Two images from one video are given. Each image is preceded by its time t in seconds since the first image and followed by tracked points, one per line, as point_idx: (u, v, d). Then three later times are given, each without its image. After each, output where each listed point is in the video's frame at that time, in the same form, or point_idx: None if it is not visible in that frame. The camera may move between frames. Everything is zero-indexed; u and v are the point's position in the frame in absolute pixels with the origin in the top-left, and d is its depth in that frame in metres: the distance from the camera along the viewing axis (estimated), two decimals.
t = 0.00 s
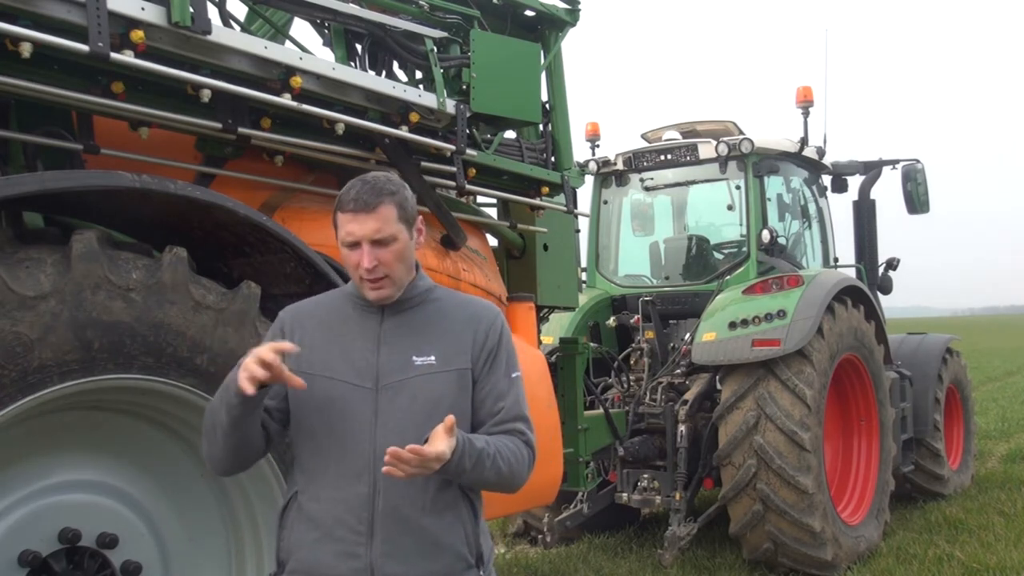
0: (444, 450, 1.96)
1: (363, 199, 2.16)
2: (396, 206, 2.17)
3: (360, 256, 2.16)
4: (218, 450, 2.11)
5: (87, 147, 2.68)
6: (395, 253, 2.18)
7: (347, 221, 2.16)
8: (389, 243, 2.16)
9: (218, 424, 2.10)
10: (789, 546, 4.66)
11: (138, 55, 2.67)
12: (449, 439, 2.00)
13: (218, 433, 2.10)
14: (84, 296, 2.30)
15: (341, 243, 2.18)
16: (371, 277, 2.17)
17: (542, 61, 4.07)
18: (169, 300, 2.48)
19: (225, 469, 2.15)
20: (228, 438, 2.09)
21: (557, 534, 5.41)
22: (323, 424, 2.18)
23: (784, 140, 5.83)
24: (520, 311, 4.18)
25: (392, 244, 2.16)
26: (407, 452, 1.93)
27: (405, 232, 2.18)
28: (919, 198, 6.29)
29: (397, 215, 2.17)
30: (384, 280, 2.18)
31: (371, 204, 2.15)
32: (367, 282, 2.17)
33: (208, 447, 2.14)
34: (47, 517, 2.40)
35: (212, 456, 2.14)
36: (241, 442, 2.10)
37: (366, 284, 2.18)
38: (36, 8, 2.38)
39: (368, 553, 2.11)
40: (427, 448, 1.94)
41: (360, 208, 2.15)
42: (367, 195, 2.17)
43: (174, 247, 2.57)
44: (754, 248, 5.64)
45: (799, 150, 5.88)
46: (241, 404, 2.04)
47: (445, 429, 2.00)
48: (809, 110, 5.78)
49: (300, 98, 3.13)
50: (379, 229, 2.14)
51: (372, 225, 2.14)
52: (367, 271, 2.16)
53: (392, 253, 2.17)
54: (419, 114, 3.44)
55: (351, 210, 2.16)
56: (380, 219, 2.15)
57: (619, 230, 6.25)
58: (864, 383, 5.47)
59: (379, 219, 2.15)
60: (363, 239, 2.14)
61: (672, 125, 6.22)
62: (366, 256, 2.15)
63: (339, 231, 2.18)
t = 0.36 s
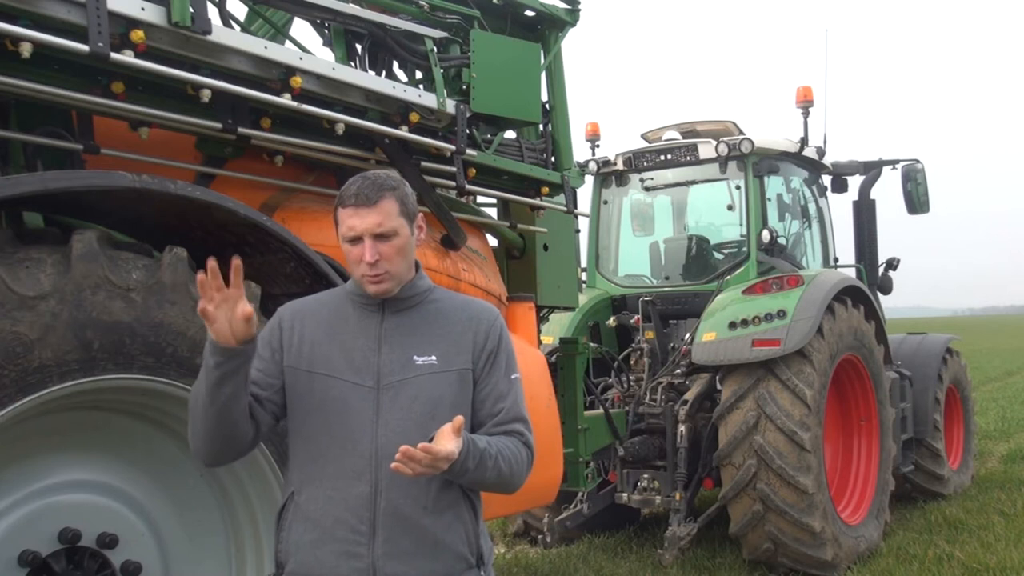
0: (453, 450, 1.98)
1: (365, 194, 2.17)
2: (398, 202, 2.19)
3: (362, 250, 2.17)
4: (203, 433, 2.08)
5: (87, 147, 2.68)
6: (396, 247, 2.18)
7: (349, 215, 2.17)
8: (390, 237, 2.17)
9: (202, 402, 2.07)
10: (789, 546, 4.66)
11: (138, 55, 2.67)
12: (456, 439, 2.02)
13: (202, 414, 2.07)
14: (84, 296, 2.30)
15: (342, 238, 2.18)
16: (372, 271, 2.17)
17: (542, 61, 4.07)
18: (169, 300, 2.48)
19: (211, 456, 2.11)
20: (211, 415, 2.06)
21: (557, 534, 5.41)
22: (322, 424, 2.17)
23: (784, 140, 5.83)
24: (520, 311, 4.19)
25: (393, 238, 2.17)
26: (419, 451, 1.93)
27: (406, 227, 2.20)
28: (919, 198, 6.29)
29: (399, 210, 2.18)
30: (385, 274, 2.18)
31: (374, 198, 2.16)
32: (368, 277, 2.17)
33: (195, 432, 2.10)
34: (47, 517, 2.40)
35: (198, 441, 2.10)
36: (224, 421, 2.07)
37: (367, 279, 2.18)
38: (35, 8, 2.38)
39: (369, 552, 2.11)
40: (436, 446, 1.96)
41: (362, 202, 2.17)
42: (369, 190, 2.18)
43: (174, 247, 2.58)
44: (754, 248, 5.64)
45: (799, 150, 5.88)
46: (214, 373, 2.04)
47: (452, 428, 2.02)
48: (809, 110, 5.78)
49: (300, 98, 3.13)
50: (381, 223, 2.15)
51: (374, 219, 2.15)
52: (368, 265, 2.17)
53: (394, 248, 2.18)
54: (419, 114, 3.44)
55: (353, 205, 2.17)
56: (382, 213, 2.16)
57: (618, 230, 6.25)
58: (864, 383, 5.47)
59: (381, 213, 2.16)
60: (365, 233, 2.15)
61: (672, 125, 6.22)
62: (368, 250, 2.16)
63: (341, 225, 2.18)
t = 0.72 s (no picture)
0: (439, 451, 1.98)
1: (374, 188, 2.21)
2: (405, 197, 2.23)
3: (368, 243, 2.19)
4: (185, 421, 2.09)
5: (87, 147, 2.68)
6: (402, 242, 2.21)
7: (356, 209, 2.20)
8: (397, 231, 2.19)
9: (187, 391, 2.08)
10: (789, 546, 4.66)
11: (138, 55, 2.67)
12: (444, 439, 2.01)
13: (186, 403, 2.07)
14: (84, 296, 2.30)
15: (348, 232, 2.20)
16: (377, 265, 2.19)
17: (542, 61, 4.07)
18: (169, 300, 2.48)
19: (192, 445, 2.10)
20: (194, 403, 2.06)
21: (557, 534, 5.41)
22: (320, 423, 2.17)
23: (784, 140, 5.83)
24: (520, 310, 4.18)
25: (400, 232, 2.20)
26: (407, 452, 1.94)
27: (412, 223, 2.23)
28: (919, 198, 6.29)
29: (406, 205, 2.22)
30: (390, 269, 2.19)
31: (382, 192, 2.20)
32: (373, 270, 2.19)
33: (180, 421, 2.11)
34: (47, 517, 2.40)
35: (182, 430, 2.11)
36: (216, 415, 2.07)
37: (371, 273, 2.19)
38: (35, 8, 2.38)
39: (368, 552, 2.11)
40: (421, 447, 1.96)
41: (370, 196, 2.20)
42: (376, 184, 2.22)
43: (174, 247, 2.58)
44: (754, 248, 5.64)
45: (799, 150, 5.88)
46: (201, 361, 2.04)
47: (440, 429, 2.01)
48: (809, 110, 5.78)
49: (301, 98, 3.13)
50: (389, 216, 2.19)
51: (382, 213, 2.18)
52: (374, 258, 2.18)
53: (399, 242, 2.20)
54: (419, 114, 3.44)
55: (360, 199, 2.20)
56: (391, 207, 2.19)
57: (618, 230, 6.25)
58: (864, 383, 5.47)
59: (389, 207, 2.19)
60: (372, 225, 2.18)
61: (672, 125, 6.22)
62: (375, 243, 2.18)
63: (347, 219, 2.21)
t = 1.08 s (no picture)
0: (441, 462, 1.97)
1: (377, 182, 2.23)
2: (408, 192, 2.25)
3: (373, 236, 2.20)
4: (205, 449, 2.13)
5: (87, 147, 2.68)
6: (406, 235, 2.23)
7: (360, 203, 2.22)
8: (401, 224, 2.21)
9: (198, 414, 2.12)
10: (789, 546, 4.66)
11: (138, 55, 2.67)
12: (445, 450, 2.00)
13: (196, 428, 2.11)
14: (84, 296, 2.30)
15: (352, 226, 2.22)
16: (382, 258, 2.20)
17: (542, 61, 4.07)
18: (169, 300, 2.48)
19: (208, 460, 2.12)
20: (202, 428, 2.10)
21: (557, 534, 5.41)
22: (317, 425, 2.18)
23: (784, 140, 5.83)
24: (520, 310, 4.18)
25: (404, 226, 2.22)
26: (410, 463, 1.93)
27: (416, 217, 2.25)
28: (919, 198, 6.29)
29: (409, 199, 2.24)
30: (395, 262, 2.20)
31: (386, 185, 2.23)
32: (378, 263, 2.20)
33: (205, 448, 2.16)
34: (47, 517, 2.40)
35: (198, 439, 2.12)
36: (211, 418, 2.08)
37: (376, 266, 2.20)
38: (35, 8, 2.38)
39: (361, 554, 2.11)
40: (423, 457, 1.95)
41: (374, 189, 2.22)
42: (380, 179, 2.25)
43: (174, 247, 2.57)
44: (754, 248, 5.64)
45: (799, 150, 5.88)
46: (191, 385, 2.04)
47: (443, 439, 2.01)
48: (809, 110, 5.78)
49: (301, 98, 3.12)
50: (394, 209, 2.21)
51: (387, 205, 2.20)
52: (379, 251, 2.19)
53: (404, 236, 2.22)
54: (419, 114, 3.44)
55: (364, 192, 2.23)
56: (395, 200, 2.22)
57: (618, 230, 6.25)
58: (864, 383, 5.47)
59: (393, 200, 2.22)
60: (377, 218, 2.20)
61: (672, 125, 6.22)
62: (380, 235, 2.19)
63: (351, 213, 2.22)
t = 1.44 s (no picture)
0: (430, 457, 1.96)
1: (361, 179, 2.24)
2: (393, 188, 2.25)
3: (358, 233, 2.20)
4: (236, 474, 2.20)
5: (87, 147, 2.68)
6: (391, 231, 2.22)
7: (344, 201, 2.23)
8: (386, 220, 2.21)
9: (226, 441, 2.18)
10: (789, 546, 4.66)
11: (138, 55, 2.67)
12: (434, 446, 2.00)
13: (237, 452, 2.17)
14: (84, 296, 2.30)
15: (337, 224, 2.22)
16: (368, 254, 2.20)
17: (542, 61, 4.07)
18: (169, 300, 2.48)
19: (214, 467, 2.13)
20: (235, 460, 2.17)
21: (557, 534, 5.41)
22: (313, 426, 2.18)
23: (784, 140, 5.83)
24: (520, 310, 4.18)
25: (388, 221, 2.21)
26: (400, 459, 1.92)
27: (401, 213, 2.25)
28: (919, 198, 6.29)
29: (393, 195, 2.24)
30: (380, 258, 2.20)
31: (369, 182, 2.23)
32: (363, 260, 2.20)
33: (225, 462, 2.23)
34: (47, 517, 2.40)
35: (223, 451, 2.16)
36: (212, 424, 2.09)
37: (362, 263, 2.20)
38: (35, 8, 2.38)
39: (360, 554, 2.11)
40: (411, 453, 1.94)
41: (357, 186, 2.23)
42: (364, 176, 2.25)
43: (174, 247, 2.57)
44: (754, 248, 5.64)
45: (799, 150, 5.88)
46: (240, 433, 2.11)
47: (432, 436, 2.00)
48: (809, 110, 5.78)
49: (301, 98, 3.12)
50: (377, 205, 2.21)
51: (370, 202, 2.21)
52: (364, 248, 2.19)
53: (388, 231, 2.22)
54: (419, 114, 3.44)
55: (348, 190, 2.23)
56: (378, 196, 2.22)
57: (618, 230, 6.25)
58: (864, 383, 5.47)
59: (377, 196, 2.22)
60: (361, 214, 2.20)
61: (672, 125, 6.22)
62: (364, 232, 2.19)
63: (336, 212, 2.23)
